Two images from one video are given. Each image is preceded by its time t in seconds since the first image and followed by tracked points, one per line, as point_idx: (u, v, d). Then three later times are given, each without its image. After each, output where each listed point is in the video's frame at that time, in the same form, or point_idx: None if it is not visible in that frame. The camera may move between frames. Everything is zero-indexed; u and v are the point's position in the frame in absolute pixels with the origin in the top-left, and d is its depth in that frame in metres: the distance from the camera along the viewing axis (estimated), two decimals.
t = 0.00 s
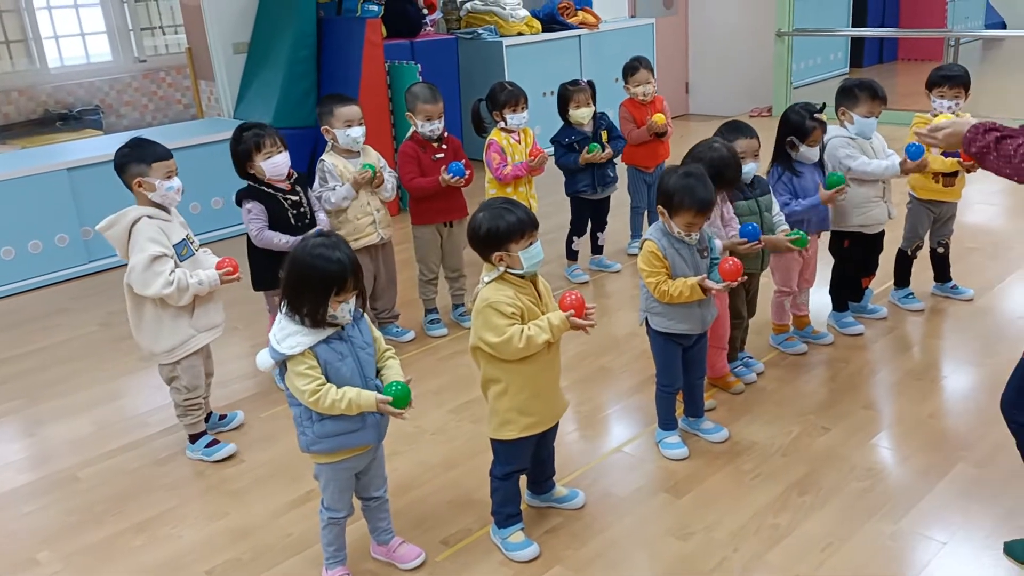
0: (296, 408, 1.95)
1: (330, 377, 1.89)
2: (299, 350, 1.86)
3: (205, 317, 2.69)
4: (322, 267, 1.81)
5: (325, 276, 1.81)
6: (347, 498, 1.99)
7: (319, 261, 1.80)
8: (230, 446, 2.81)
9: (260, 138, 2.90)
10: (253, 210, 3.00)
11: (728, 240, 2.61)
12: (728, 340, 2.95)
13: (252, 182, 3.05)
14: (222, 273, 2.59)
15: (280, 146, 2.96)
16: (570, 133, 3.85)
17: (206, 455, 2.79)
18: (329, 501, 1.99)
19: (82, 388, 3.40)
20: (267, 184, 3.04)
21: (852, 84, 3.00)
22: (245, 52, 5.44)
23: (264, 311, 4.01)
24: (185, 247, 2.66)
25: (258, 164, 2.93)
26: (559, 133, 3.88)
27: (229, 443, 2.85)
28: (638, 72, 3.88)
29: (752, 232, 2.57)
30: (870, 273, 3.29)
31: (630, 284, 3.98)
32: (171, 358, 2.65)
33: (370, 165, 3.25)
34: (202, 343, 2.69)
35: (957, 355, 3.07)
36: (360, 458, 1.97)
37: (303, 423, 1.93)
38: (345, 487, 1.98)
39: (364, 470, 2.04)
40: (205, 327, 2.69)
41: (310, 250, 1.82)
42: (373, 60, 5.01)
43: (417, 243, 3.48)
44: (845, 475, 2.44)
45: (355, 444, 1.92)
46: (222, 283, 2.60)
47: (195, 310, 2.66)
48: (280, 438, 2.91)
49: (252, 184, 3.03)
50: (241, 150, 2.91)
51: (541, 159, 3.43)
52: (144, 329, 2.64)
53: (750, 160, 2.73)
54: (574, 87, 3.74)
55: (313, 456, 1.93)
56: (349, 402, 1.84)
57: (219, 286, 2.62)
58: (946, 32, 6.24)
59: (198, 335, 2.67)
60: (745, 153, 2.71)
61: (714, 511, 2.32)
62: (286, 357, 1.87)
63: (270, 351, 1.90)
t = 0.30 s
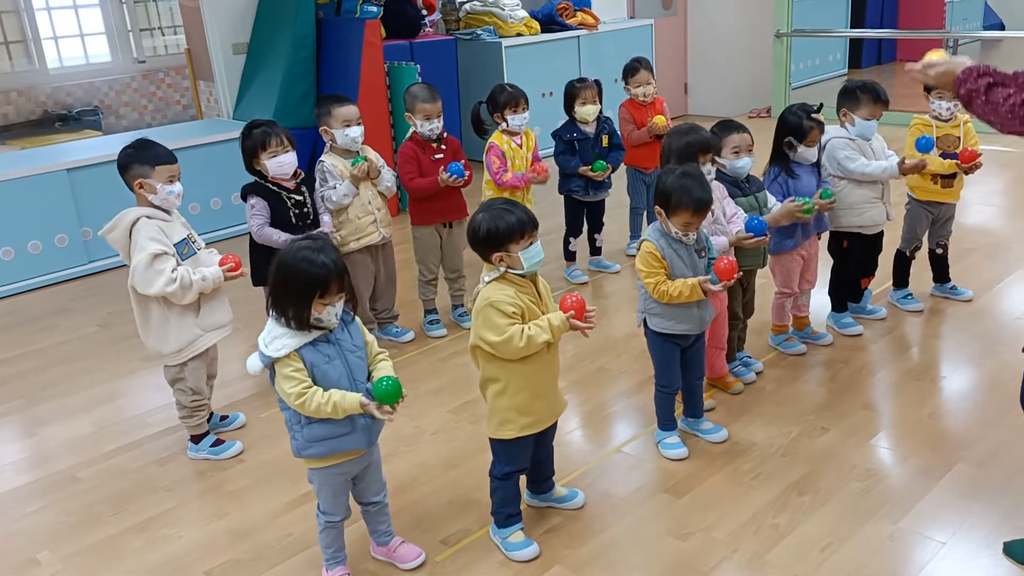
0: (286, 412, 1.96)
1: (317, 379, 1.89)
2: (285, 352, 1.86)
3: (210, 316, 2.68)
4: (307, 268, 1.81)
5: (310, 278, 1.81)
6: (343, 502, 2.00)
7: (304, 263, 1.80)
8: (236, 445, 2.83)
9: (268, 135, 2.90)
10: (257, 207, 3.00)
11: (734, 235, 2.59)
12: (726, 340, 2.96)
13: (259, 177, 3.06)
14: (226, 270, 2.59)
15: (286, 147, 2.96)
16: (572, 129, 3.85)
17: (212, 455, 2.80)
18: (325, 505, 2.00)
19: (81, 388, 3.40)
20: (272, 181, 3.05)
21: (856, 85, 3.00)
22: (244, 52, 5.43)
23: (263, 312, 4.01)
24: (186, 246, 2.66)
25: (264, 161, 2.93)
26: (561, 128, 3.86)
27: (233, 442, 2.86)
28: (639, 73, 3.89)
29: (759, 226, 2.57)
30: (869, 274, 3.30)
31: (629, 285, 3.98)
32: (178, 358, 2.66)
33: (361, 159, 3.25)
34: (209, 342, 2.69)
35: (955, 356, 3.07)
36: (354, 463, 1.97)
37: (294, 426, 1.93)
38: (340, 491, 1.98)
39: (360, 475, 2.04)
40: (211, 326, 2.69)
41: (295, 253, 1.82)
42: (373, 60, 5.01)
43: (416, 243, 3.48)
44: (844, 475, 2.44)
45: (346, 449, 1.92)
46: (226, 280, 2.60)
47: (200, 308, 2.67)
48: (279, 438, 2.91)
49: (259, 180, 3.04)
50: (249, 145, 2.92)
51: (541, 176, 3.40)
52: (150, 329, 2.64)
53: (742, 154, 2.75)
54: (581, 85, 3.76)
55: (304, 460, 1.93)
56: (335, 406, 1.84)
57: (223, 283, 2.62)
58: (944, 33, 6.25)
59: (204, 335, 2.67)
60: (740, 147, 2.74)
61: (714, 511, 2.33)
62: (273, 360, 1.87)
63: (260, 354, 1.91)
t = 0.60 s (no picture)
0: (279, 415, 1.95)
1: (310, 383, 1.88)
2: (278, 356, 1.86)
3: (205, 320, 2.68)
4: (293, 268, 1.80)
5: (296, 278, 1.80)
6: (338, 503, 1.99)
7: (289, 263, 1.80)
8: (233, 445, 2.82)
9: (266, 133, 2.89)
10: (253, 204, 3.01)
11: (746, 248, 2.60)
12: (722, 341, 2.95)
13: (258, 175, 3.07)
14: (223, 278, 2.58)
15: (285, 142, 2.95)
16: (570, 132, 3.85)
17: (209, 455, 2.80)
18: (321, 507, 1.99)
19: (79, 388, 3.39)
20: (271, 179, 3.05)
21: (857, 88, 2.99)
22: (242, 52, 5.41)
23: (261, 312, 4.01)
24: (185, 248, 2.65)
25: (263, 158, 2.93)
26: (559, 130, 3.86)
27: (231, 443, 2.86)
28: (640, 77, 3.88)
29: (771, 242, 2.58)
30: (866, 274, 3.30)
31: (628, 285, 3.98)
32: (172, 360, 2.65)
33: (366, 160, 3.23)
34: (203, 346, 2.68)
35: (953, 356, 3.07)
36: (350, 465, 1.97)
37: (287, 429, 1.93)
38: (335, 492, 1.98)
39: (356, 477, 2.03)
40: (206, 330, 2.68)
41: (279, 254, 1.81)
42: (371, 60, 5.01)
43: (414, 243, 3.48)
44: (842, 475, 2.44)
45: (340, 452, 1.91)
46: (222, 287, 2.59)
47: (196, 314, 2.66)
48: (277, 438, 2.90)
49: (258, 177, 3.05)
50: (248, 142, 2.92)
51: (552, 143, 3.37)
52: (144, 329, 2.64)
53: (738, 156, 2.74)
54: (582, 86, 3.76)
55: (298, 462, 1.92)
56: (329, 410, 1.83)
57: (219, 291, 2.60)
58: (942, 33, 6.25)
59: (198, 338, 2.66)
60: (736, 149, 2.73)
61: (712, 511, 2.33)
62: (266, 363, 1.87)
63: (253, 357, 1.90)
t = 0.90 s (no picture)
0: (285, 411, 1.94)
1: (322, 379, 1.87)
2: (292, 352, 1.83)
3: (196, 324, 2.66)
4: (304, 260, 1.80)
5: (312, 269, 1.80)
6: (338, 502, 1.98)
7: (298, 257, 1.80)
8: (227, 447, 2.81)
9: (261, 133, 2.89)
10: (244, 205, 3.00)
11: (744, 253, 2.62)
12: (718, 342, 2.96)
13: (248, 176, 3.05)
14: (216, 288, 2.58)
15: (279, 143, 2.94)
16: (564, 137, 3.84)
17: (203, 456, 2.78)
18: (320, 506, 1.98)
19: (71, 389, 3.37)
20: (261, 180, 3.03)
21: (867, 92, 2.98)
22: (236, 52, 5.41)
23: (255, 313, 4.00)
24: (179, 252, 2.63)
25: (256, 158, 2.91)
26: (553, 137, 3.84)
27: (225, 444, 2.85)
28: (633, 85, 3.86)
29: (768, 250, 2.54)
30: (860, 274, 3.30)
31: (623, 286, 3.98)
32: (162, 362, 2.64)
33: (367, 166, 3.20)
34: (195, 349, 2.66)
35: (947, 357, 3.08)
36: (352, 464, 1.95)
37: (293, 426, 1.91)
38: (336, 491, 1.96)
39: (357, 476, 2.03)
40: (197, 334, 2.66)
41: (285, 252, 1.81)
42: (366, 60, 5.00)
43: (409, 244, 3.47)
44: (837, 476, 2.44)
45: (345, 450, 1.91)
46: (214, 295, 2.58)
47: (185, 318, 2.64)
48: (271, 440, 2.89)
49: (247, 178, 3.03)
50: (241, 143, 2.90)
51: (532, 111, 3.30)
52: (137, 330, 2.64)
53: (743, 154, 2.75)
54: (573, 90, 3.75)
55: (301, 459, 1.92)
56: (340, 408, 1.82)
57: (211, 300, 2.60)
58: (936, 35, 6.27)
59: (189, 341, 2.65)
60: (741, 147, 2.74)
61: (708, 512, 2.33)
62: (278, 358, 1.84)
63: (263, 351, 1.87)
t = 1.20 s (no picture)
0: (290, 406, 1.93)
1: (328, 377, 1.86)
2: (300, 348, 1.83)
3: (187, 325, 2.65)
4: (308, 257, 1.80)
5: (317, 266, 1.80)
6: (337, 502, 1.97)
7: (301, 256, 1.80)
8: (220, 449, 2.80)
9: (250, 136, 2.89)
10: (230, 208, 2.99)
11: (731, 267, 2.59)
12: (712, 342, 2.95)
13: (232, 180, 3.04)
14: (209, 291, 2.58)
15: (267, 147, 2.94)
16: (558, 137, 3.83)
17: (196, 458, 2.77)
18: (318, 504, 1.97)
19: (63, 391, 3.35)
20: (245, 184, 3.02)
21: (873, 100, 2.99)
22: (229, 52, 5.39)
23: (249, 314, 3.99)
24: (171, 253, 2.62)
25: (245, 162, 2.91)
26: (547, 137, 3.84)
27: (218, 446, 2.83)
28: (626, 72, 3.90)
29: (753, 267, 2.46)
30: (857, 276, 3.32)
31: (617, 287, 3.98)
32: (153, 363, 2.62)
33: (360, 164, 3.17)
34: (184, 351, 2.65)
35: (941, 358, 3.09)
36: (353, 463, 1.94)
37: (296, 422, 1.91)
38: (336, 490, 1.95)
39: (356, 476, 2.01)
40: (188, 336, 2.65)
41: (288, 253, 1.81)
42: (360, 61, 4.99)
43: (404, 245, 3.47)
44: (831, 477, 2.45)
45: (347, 448, 1.90)
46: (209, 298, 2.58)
47: (177, 321, 2.63)
48: (265, 441, 2.88)
49: (233, 183, 3.01)
50: (229, 146, 2.89)
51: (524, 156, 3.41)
52: (128, 330, 2.62)
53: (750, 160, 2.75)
54: (567, 89, 3.75)
55: (304, 456, 1.90)
56: (342, 406, 1.81)
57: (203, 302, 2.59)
58: (929, 37, 6.28)
59: (180, 343, 2.63)
60: (747, 153, 2.74)
61: (703, 514, 2.32)
62: (286, 354, 1.84)
63: (271, 346, 1.87)
